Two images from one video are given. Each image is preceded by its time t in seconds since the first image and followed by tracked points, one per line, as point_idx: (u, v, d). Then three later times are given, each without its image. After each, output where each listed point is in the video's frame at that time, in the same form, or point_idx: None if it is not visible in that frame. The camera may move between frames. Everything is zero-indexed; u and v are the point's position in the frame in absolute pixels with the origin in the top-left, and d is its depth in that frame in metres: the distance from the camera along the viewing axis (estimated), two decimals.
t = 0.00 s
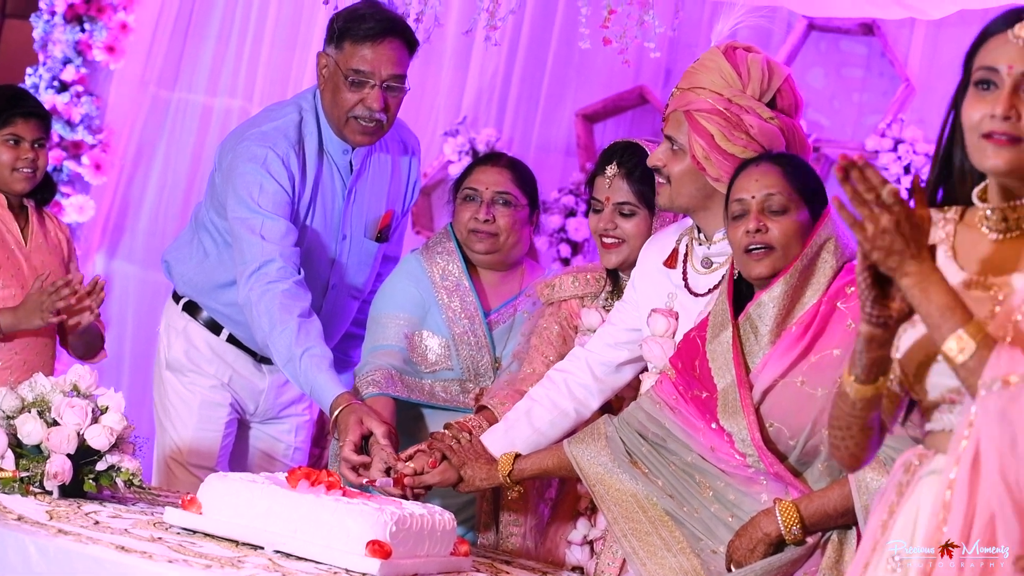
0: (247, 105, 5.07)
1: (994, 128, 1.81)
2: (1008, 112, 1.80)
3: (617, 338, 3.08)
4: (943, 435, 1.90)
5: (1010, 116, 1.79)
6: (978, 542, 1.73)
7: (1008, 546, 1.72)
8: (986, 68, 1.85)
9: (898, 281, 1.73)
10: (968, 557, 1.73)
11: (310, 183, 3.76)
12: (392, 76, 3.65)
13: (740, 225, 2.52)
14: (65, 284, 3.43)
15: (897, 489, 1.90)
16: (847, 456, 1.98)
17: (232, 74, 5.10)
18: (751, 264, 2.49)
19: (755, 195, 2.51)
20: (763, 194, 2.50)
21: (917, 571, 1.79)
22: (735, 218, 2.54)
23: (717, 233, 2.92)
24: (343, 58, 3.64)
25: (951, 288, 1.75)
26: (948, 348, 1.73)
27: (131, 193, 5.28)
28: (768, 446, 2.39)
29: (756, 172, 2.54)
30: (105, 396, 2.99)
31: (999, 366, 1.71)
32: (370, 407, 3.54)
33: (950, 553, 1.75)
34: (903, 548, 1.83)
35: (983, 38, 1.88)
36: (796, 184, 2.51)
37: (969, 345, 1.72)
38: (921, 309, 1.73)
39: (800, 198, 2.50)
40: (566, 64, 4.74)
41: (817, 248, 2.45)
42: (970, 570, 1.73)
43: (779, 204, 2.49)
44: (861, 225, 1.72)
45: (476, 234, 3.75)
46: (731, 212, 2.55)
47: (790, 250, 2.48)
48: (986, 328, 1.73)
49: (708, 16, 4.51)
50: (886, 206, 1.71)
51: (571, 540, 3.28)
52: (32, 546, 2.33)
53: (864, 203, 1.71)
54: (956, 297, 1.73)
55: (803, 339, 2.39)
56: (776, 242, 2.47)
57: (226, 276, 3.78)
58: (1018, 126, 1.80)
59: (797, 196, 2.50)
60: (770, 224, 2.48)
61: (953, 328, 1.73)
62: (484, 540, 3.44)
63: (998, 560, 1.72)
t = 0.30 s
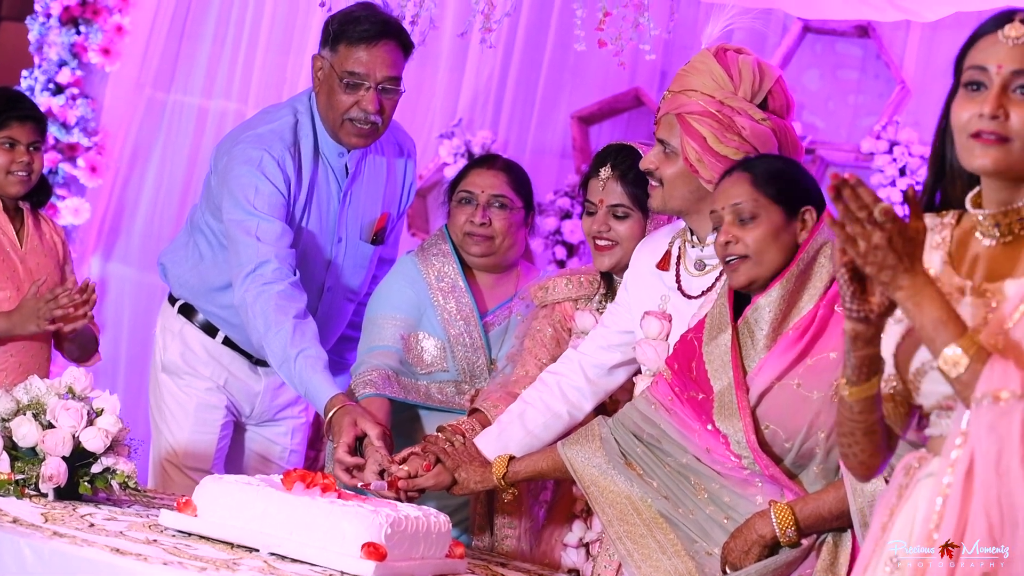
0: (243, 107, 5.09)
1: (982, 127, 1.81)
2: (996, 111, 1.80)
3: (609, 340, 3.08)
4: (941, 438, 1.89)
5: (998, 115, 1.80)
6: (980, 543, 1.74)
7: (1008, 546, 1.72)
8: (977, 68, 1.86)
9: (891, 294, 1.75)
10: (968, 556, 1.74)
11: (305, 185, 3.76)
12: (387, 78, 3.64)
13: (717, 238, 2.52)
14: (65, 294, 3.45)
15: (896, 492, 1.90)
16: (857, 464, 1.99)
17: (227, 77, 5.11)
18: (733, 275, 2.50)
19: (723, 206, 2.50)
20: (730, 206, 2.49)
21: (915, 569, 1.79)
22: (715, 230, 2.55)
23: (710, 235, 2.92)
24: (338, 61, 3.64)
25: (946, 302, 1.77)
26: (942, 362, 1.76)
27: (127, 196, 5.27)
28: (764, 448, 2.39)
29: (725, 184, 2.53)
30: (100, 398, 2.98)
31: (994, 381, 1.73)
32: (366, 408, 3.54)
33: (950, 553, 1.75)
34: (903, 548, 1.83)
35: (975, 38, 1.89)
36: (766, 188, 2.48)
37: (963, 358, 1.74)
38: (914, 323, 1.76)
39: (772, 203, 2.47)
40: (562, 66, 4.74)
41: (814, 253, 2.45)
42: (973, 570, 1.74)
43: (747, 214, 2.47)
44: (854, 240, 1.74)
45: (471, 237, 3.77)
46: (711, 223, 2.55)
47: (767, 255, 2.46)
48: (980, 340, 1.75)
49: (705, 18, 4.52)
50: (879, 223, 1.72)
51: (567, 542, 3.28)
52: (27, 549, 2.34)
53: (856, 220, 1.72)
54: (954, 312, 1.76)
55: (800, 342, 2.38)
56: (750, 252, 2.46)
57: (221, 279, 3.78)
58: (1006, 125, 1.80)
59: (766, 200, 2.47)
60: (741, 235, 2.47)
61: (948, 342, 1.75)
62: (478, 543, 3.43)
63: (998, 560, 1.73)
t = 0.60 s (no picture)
0: (238, 110, 5.10)
1: (976, 133, 1.82)
2: (989, 117, 1.81)
3: (602, 343, 3.10)
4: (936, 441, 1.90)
5: (991, 121, 1.81)
6: (979, 543, 1.74)
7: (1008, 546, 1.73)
8: (971, 72, 1.86)
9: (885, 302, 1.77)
10: (967, 557, 1.74)
11: (300, 188, 3.76)
12: (382, 79, 3.65)
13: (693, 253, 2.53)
14: (62, 301, 3.47)
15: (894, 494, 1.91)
16: (863, 466, 2.00)
17: (223, 80, 5.12)
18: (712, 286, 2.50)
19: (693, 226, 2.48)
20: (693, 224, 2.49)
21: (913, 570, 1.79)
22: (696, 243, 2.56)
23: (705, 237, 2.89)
24: (333, 62, 3.65)
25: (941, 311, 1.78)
26: (938, 371, 1.77)
27: (122, 198, 5.27)
28: (758, 451, 2.41)
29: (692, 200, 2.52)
30: (95, 401, 2.98)
31: (988, 387, 1.74)
32: (361, 409, 3.53)
33: (950, 553, 1.75)
34: (902, 548, 1.83)
35: (969, 41, 1.89)
36: (728, 203, 2.43)
37: (957, 366, 1.76)
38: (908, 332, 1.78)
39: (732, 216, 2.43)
40: (557, 69, 4.76)
41: (807, 264, 2.42)
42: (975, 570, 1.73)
43: (707, 231, 2.46)
44: (850, 252, 1.74)
45: (466, 242, 3.77)
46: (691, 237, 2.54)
47: (736, 268, 2.44)
48: (973, 348, 1.77)
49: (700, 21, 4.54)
50: (875, 234, 1.72)
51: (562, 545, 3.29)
52: (21, 551, 2.34)
53: (853, 232, 1.73)
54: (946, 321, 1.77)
55: (794, 349, 2.37)
56: (718, 267, 2.45)
57: (216, 282, 3.78)
58: (1000, 131, 1.81)
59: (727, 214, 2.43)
60: (706, 252, 2.47)
61: (942, 350, 1.77)
62: (471, 545, 3.45)
63: (998, 560, 1.74)
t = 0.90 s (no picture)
0: (230, 112, 5.11)
1: (969, 149, 1.84)
2: (982, 133, 1.83)
3: (592, 345, 3.10)
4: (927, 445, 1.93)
5: (984, 137, 1.83)
6: (980, 543, 1.76)
7: (1008, 546, 1.74)
8: (964, 86, 1.87)
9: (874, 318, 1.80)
10: (968, 556, 1.76)
11: (294, 190, 3.77)
12: (377, 76, 3.66)
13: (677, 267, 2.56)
14: (56, 306, 3.51)
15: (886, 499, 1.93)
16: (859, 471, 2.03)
17: (216, 83, 5.12)
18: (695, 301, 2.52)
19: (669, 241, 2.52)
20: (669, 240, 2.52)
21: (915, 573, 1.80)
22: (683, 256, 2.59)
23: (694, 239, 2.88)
24: (327, 62, 3.67)
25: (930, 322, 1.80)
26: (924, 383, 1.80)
27: (115, 201, 5.27)
28: (747, 459, 2.42)
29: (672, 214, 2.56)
30: (88, 404, 2.98)
31: (968, 391, 1.76)
32: (353, 412, 3.55)
33: (950, 553, 1.78)
34: (902, 548, 1.84)
35: (964, 49, 1.90)
36: (696, 222, 2.45)
37: (942, 376, 1.78)
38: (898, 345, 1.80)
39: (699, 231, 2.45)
40: (550, 72, 4.76)
41: (792, 273, 2.43)
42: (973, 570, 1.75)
43: (678, 247, 2.49)
44: (831, 266, 1.80)
45: (458, 247, 3.77)
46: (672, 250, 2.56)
47: (705, 284, 2.46)
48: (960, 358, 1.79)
49: (693, 24, 4.54)
50: (855, 246, 1.79)
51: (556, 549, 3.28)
52: (15, 554, 2.34)
53: (831, 247, 1.80)
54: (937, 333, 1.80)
55: (781, 361, 2.39)
56: (693, 283, 2.48)
57: (210, 285, 3.78)
58: (993, 147, 1.83)
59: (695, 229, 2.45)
60: (680, 268, 2.50)
61: (929, 360, 1.79)
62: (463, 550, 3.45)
63: (997, 560, 1.75)
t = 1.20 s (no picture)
0: (224, 114, 5.11)
1: (966, 171, 1.85)
2: (978, 156, 1.84)
3: (583, 347, 3.12)
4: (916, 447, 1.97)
5: (981, 160, 1.84)
6: (980, 543, 1.78)
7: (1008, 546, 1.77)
8: (956, 106, 1.88)
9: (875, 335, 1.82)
10: (968, 556, 1.78)
11: (288, 192, 3.77)
12: (371, 74, 3.68)
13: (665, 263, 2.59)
14: (48, 310, 3.53)
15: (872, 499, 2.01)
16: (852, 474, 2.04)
17: (209, 84, 5.13)
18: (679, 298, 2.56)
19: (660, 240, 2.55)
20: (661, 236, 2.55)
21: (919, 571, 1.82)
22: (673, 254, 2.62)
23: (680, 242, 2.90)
24: (321, 61, 3.67)
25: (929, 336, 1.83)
26: (926, 400, 1.82)
27: (109, 203, 5.27)
28: (735, 462, 2.43)
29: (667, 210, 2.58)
30: (82, 405, 2.98)
31: (966, 406, 1.79)
32: (345, 414, 3.56)
33: (950, 553, 1.80)
34: (903, 548, 1.86)
35: (956, 65, 1.90)
36: (686, 221, 2.47)
37: (943, 392, 1.80)
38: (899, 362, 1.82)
39: (690, 232, 2.47)
40: (543, 73, 4.77)
41: (769, 286, 2.45)
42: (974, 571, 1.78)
43: (668, 244, 2.52)
44: (828, 290, 1.81)
45: (450, 251, 3.78)
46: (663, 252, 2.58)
47: (692, 284, 2.49)
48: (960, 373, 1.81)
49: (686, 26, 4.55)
50: (850, 268, 1.79)
51: (549, 551, 3.32)
52: (8, 556, 2.35)
53: (827, 269, 1.80)
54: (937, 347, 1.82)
55: (763, 366, 2.41)
56: (679, 281, 2.51)
57: (204, 287, 3.78)
58: (990, 169, 1.84)
59: (685, 229, 2.48)
60: (669, 264, 2.53)
61: (931, 377, 1.81)
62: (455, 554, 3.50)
63: (997, 560, 1.77)
